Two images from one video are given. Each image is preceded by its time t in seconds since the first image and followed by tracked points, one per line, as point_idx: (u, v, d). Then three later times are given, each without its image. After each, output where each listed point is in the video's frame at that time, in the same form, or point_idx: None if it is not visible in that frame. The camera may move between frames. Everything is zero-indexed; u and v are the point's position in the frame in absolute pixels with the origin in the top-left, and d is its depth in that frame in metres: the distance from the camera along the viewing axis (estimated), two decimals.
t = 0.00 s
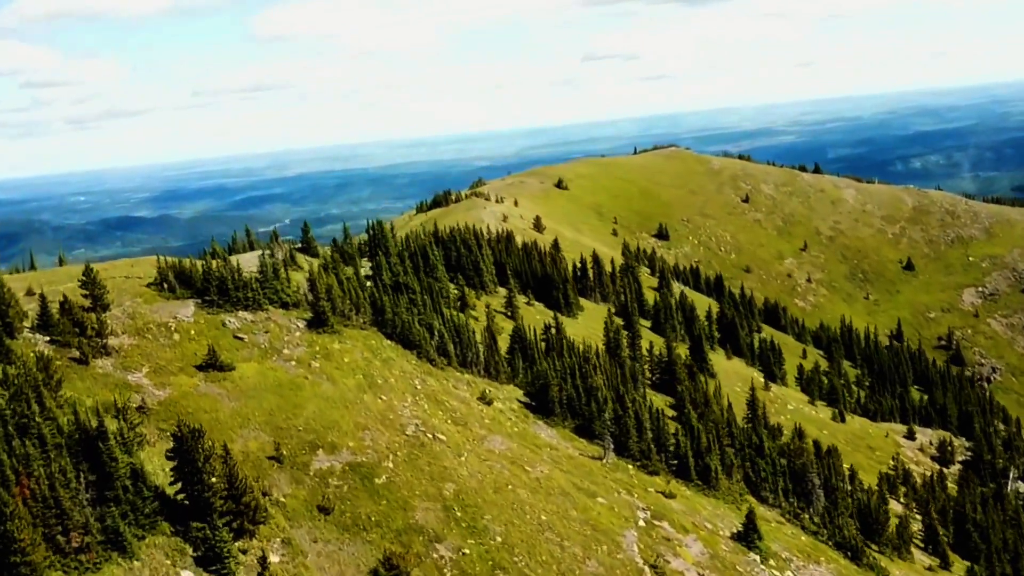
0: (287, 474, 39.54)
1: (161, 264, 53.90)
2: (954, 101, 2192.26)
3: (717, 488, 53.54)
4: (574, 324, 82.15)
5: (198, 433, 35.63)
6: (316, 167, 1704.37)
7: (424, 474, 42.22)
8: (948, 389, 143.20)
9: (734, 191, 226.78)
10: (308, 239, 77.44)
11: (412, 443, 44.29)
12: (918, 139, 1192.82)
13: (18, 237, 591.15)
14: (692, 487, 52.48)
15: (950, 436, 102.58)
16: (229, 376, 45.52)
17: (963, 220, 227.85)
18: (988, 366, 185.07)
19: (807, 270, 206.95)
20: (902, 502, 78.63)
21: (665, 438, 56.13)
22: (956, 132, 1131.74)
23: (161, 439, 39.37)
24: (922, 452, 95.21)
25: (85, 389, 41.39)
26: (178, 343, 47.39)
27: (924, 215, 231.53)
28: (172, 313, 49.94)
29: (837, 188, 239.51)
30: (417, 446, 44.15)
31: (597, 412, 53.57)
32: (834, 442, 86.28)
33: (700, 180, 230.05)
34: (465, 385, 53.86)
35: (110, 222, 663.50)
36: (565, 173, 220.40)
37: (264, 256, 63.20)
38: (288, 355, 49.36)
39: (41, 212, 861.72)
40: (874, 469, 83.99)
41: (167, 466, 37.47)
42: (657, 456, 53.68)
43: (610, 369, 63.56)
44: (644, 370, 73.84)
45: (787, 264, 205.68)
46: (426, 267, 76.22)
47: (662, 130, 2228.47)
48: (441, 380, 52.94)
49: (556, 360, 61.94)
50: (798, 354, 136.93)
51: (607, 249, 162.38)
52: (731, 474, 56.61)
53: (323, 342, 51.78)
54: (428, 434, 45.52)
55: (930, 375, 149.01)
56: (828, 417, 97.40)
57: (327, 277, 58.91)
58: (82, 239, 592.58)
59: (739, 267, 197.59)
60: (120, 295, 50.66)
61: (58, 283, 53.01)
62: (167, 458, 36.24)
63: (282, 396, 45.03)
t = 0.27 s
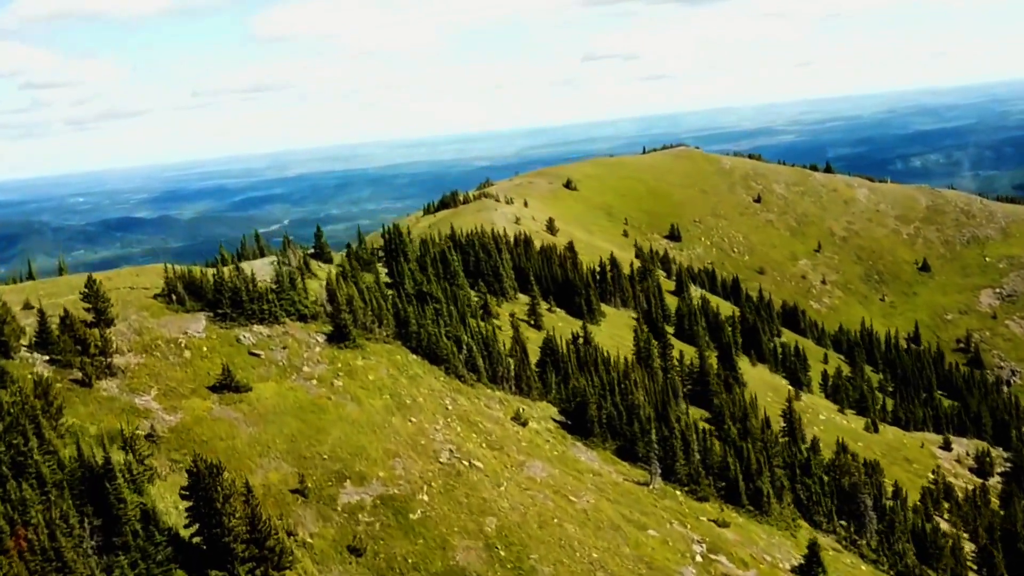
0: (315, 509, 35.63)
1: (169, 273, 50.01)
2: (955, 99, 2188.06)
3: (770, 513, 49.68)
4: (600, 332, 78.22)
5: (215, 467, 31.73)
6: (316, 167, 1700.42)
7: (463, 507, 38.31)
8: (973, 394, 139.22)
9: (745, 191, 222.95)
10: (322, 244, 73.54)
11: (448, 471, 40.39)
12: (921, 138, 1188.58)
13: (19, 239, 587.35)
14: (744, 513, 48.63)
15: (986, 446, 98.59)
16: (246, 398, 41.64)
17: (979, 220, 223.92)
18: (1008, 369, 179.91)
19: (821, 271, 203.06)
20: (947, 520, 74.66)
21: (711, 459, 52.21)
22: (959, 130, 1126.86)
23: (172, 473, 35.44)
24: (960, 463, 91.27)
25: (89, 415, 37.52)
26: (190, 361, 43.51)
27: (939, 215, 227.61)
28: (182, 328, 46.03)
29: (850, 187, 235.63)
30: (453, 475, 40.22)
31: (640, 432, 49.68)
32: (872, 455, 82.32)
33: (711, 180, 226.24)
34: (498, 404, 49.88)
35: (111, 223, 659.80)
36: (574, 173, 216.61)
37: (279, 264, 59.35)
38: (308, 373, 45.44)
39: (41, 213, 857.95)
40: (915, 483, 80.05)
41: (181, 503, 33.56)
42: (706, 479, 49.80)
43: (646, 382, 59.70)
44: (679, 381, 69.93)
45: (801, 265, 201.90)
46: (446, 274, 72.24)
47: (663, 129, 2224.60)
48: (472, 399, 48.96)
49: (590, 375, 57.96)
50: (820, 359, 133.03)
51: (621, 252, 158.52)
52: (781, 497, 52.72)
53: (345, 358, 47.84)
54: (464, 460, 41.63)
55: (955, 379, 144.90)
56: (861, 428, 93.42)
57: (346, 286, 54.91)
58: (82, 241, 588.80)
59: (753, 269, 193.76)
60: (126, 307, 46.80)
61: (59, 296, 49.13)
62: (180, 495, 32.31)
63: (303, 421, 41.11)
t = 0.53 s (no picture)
0: (348, 554, 31.65)
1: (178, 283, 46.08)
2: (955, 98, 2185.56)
3: (831, 543, 45.83)
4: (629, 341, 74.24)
5: (239, 512, 27.76)
6: (316, 168, 1696.64)
7: (511, 547, 34.45)
8: (999, 400, 135.21)
9: (757, 191, 219.05)
10: (334, 250, 69.61)
11: (492, 505, 36.49)
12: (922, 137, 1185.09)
13: (17, 240, 583.10)
14: (805, 544, 44.81)
15: None
16: (266, 425, 37.70)
17: (995, 220, 219.99)
18: None
19: (836, 272, 199.06)
20: (997, 540, 70.60)
21: (766, 484, 48.43)
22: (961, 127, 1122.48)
23: (188, 514, 31.44)
24: (1000, 476, 87.39)
25: (92, 447, 33.54)
26: (204, 382, 39.60)
27: (954, 214, 223.69)
28: (193, 345, 42.10)
29: (863, 187, 231.74)
30: (497, 510, 36.31)
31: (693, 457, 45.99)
32: (914, 470, 78.27)
33: (722, 180, 222.36)
34: (535, 426, 45.91)
35: (110, 223, 655.72)
36: (583, 173, 212.72)
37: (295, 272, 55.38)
38: (332, 395, 41.46)
39: (39, 214, 854.82)
40: (960, 500, 75.99)
41: (198, 549, 29.53)
42: (762, 507, 46.00)
43: (688, 399, 55.82)
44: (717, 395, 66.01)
45: (815, 266, 197.97)
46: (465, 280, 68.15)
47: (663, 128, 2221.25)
48: (509, 421, 45.00)
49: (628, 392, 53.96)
50: (843, 365, 129.06)
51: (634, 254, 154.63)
52: (840, 524, 48.81)
53: (370, 377, 43.87)
54: (508, 492, 37.74)
55: (979, 384, 140.87)
56: (896, 439, 89.44)
57: (368, 297, 51.05)
58: (81, 241, 584.51)
59: (767, 270, 189.76)
60: (132, 322, 42.86)
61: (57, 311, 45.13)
62: (200, 544, 28.25)
63: (330, 450, 37.15)
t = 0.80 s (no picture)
0: None
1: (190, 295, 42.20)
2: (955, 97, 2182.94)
3: None
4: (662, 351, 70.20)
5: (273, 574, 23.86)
6: (316, 168, 1691.71)
7: None
8: None
9: (770, 190, 215.07)
10: (352, 257, 65.72)
11: (549, 548, 32.57)
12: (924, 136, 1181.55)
13: (15, 241, 578.68)
14: None
15: None
16: (292, 457, 33.73)
17: (1012, 219, 216.01)
18: None
19: (852, 273, 194.98)
20: None
21: (832, 514, 44.79)
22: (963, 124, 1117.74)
23: (210, 566, 27.45)
24: None
25: (99, 487, 29.56)
26: (222, 408, 35.69)
27: (970, 214, 219.74)
28: (209, 364, 38.21)
29: (876, 186, 227.75)
30: (554, 553, 32.36)
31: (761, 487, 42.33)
32: (961, 485, 74.22)
33: (734, 179, 218.38)
34: (582, 452, 41.98)
35: (109, 224, 651.52)
36: (593, 173, 208.66)
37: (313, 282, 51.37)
38: (363, 421, 37.50)
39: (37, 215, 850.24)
40: (1012, 518, 71.94)
41: None
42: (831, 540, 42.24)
43: (739, 418, 51.97)
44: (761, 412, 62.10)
45: (831, 267, 193.96)
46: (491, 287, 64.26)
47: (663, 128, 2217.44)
48: (554, 446, 41.06)
49: (675, 410, 49.99)
50: (868, 369, 125.00)
51: (649, 255, 150.52)
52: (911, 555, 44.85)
53: (403, 398, 39.95)
54: (564, 532, 33.77)
55: (1006, 389, 136.83)
56: (936, 450, 85.42)
57: (395, 309, 47.13)
58: (80, 242, 580.33)
59: (782, 272, 185.69)
60: (141, 339, 38.96)
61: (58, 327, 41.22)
62: None
63: (365, 485, 33.16)
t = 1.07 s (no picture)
0: None
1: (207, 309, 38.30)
2: (956, 96, 2179.09)
3: None
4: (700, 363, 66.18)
5: None
6: (315, 168, 1688.23)
7: None
8: None
9: (783, 189, 211.27)
10: (374, 265, 61.97)
11: None
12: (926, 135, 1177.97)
13: (15, 242, 574.80)
14: None
15: None
16: (328, 496, 29.78)
17: None
18: None
19: (869, 274, 190.89)
20: None
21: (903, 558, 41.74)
22: (965, 122, 1113.41)
23: None
24: None
25: (112, 539, 25.63)
26: (247, 439, 31.76)
27: (986, 214, 215.82)
28: (231, 388, 34.30)
29: (891, 186, 223.95)
30: None
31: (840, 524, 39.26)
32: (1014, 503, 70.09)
33: (747, 178, 214.55)
34: (641, 483, 38.11)
35: (109, 224, 646.74)
36: (603, 172, 204.78)
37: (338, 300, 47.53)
38: (403, 452, 33.52)
39: (35, 215, 845.95)
40: None
41: None
42: None
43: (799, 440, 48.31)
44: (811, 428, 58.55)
45: (847, 268, 189.86)
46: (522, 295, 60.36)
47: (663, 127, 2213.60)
48: (611, 478, 37.10)
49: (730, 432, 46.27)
50: (896, 375, 120.91)
51: (666, 257, 146.44)
52: None
53: (445, 425, 36.05)
54: None
55: None
56: (980, 463, 81.35)
57: (428, 323, 43.29)
58: (80, 243, 576.46)
59: (798, 274, 181.72)
60: (154, 359, 35.05)
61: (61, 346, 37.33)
62: None
63: (412, 530, 29.25)
